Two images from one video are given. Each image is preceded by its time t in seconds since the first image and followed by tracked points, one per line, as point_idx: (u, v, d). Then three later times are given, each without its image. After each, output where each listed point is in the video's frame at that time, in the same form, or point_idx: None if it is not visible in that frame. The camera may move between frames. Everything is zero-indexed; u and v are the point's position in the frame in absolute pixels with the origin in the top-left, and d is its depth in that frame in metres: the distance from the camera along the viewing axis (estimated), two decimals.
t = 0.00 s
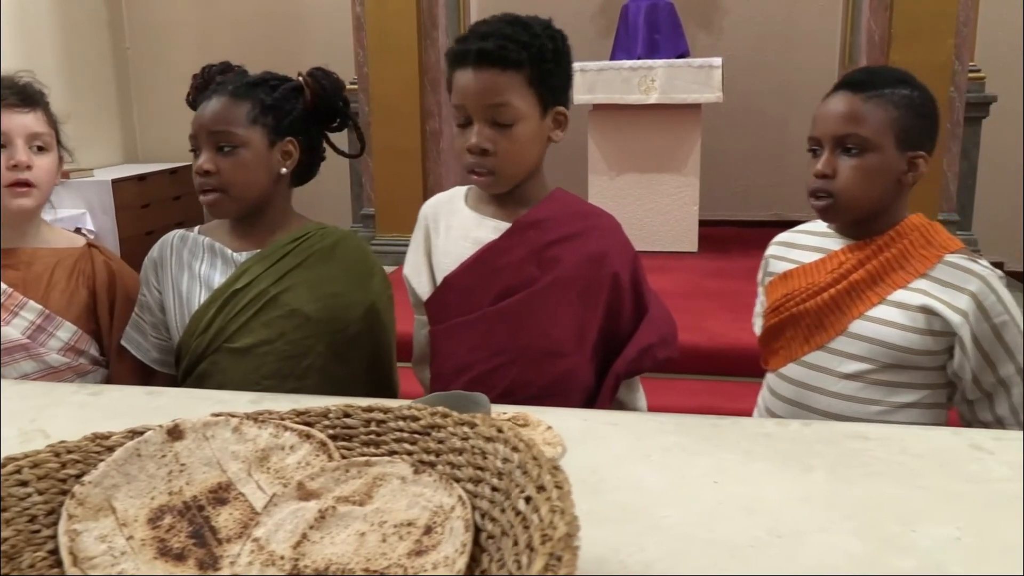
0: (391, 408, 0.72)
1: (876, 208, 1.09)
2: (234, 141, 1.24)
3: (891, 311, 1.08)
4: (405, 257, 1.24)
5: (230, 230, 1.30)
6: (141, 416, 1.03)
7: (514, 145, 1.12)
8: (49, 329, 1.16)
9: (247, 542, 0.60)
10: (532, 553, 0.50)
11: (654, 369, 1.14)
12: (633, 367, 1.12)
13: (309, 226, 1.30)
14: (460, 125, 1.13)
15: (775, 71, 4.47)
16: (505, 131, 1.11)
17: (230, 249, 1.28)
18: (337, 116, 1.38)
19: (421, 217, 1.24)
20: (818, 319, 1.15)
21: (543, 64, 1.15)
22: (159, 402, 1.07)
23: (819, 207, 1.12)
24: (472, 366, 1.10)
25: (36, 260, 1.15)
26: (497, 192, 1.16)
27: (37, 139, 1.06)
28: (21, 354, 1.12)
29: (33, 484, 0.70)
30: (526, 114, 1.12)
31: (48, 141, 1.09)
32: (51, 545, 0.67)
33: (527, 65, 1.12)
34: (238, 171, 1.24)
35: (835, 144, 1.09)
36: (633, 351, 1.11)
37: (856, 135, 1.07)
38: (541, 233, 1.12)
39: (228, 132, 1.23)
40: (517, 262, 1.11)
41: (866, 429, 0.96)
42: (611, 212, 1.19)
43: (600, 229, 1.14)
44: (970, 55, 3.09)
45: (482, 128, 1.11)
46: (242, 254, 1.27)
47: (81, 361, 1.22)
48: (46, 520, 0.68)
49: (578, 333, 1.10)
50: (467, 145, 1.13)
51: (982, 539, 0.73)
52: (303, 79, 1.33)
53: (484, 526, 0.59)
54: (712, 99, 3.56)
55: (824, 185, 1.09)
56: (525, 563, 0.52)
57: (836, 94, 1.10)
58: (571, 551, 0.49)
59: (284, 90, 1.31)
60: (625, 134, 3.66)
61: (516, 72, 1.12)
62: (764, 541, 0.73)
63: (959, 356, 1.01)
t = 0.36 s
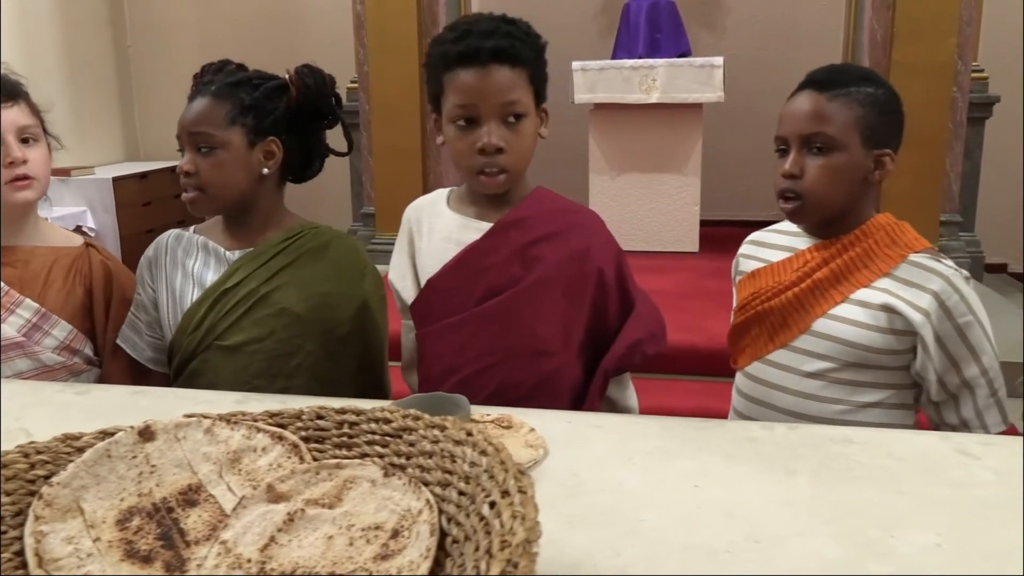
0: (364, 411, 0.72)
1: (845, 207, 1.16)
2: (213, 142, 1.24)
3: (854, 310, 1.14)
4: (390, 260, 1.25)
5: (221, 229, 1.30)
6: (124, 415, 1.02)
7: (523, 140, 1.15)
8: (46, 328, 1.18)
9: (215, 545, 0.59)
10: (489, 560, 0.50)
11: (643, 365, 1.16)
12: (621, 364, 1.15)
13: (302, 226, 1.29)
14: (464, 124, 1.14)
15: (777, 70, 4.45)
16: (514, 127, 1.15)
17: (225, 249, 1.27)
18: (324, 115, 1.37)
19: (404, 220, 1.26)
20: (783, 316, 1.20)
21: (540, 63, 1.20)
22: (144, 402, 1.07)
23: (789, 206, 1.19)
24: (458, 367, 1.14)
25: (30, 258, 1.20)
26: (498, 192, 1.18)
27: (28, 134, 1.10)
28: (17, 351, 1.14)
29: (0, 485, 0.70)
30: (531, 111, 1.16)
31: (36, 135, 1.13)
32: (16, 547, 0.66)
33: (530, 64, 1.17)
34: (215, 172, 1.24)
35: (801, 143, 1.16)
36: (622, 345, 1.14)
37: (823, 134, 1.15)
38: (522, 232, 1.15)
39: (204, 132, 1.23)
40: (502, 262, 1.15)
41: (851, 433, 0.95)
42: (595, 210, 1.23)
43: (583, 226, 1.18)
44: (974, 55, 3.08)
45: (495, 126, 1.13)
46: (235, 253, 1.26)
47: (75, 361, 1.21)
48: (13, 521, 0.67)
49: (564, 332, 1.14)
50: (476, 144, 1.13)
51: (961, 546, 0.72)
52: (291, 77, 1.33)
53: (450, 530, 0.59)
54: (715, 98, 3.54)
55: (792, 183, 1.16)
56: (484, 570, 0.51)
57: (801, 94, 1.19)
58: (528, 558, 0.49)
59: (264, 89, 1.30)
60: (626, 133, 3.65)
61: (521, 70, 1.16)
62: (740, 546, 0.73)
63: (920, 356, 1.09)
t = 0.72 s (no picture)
0: (344, 412, 0.73)
1: (838, 211, 1.18)
2: (202, 145, 1.24)
3: (841, 312, 1.16)
4: (395, 260, 1.31)
5: (216, 229, 1.30)
6: (114, 413, 1.02)
7: (474, 142, 1.14)
8: (41, 327, 1.17)
9: (191, 544, 0.59)
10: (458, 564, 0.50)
11: (637, 374, 1.15)
12: (611, 372, 1.13)
13: (298, 226, 1.28)
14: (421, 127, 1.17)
15: (782, 71, 4.44)
16: (464, 128, 1.13)
17: (223, 248, 1.27)
18: (315, 112, 1.35)
19: (409, 222, 1.31)
20: (770, 317, 1.22)
21: (504, 59, 1.16)
22: (135, 400, 1.07)
23: (782, 213, 1.20)
24: (445, 365, 1.15)
25: (27, 257, 1.20)
26: (465, 192, 1.18)
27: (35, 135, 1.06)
28: (13, 351, 1.14)
29: None
30: (484, 111, 1.14)
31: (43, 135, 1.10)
32: None
33: (484, 62, 1.14)
34: (203, 175, 1.24)
35: (792, 149, 1.17)
36: (611, 355, 1.13)
37: (814, 141, 1.16)
38: (515, 233, 1.17)
39: (190, 135, 1.24)
40: (492, 262, 1.16)
41: (842, 437, 0.94)
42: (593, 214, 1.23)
43: (576, 228, 1.19)
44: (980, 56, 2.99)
45: (440, 127, 1.14)
46: (232, 252, 1.26)
47: (72, 360, 1.21)
48: None
49: (552, 334, 1.15)
50: (430, 145, 1.15)
51: (949, 554, 0.72)
52: (281, 76, 1.31)
53: (424, 533, 0.59)
54: (718, 100, 3.53)
55: (784, 192, 1.17)
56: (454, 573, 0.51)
57: (787, 99, 1.20)
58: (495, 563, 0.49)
59: (252, 88, 1.29)
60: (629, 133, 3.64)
61: (473, 70, 1.14)
62: (725, 552, 0.72)
63: (908, 362, 1.11)
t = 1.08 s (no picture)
0: (321, 414, 0.73)
1: (824, 214, 1.18)
2: (204, 143, 1.23)
3: (825, 319, 1.16)
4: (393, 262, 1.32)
5: (207, 231, 1.31)
6: (102, 416, 1.02)
7: (449, 143, 1.14)
8: (30, 328, 1.17)
9: (162, 547, 0.60)
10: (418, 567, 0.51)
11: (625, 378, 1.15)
12: (603, 368, 1.13)
13: (289, 228, 1.29)
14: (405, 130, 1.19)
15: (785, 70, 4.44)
16: (438, 130, 1.14)
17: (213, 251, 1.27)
18: (310, 115, 1.37)
19: (406, 225, 1.32)
20: (760, 326, 1.23)
21: (475, 62, 1.15)
22: (125, 402, 1.07)
23: (765, 216, 1.19)
24: (431, 366, 1.16)
25: (15, 258, 1.19)
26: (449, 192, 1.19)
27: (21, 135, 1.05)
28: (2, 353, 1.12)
29: None
30: (457, 112, 1.14)
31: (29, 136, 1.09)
32: None
33: (454, 64, 1.14)
34: (206, 174, 1.23)
35: (773, 153, 1.17)
36: (596, 358, 1.13)
37: (796, 144, 1.15)
38: (503, 235, 1.17)
39: (195, 134, 1.23)
40: (479, 266, 1.16)
41: (829, 437, 0.94)
42: (583, 215, 1.23)
43: (565, 231, 1.19)
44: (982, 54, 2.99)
45: (416, 129, 1.16)
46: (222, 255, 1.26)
47: (61, 361, 1.21)
48: None
49: (538, 337, 1.15)
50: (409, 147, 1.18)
51: (929, 554, 0.71)
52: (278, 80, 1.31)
53: (392, 535, 0.60)
54: (721, 99, 3.52)
55: (766, 196, 1.17)
56: None
57: (767, 102, 1.19)
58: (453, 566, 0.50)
59: (255, 91, 1.30)
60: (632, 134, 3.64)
61: (444, 72, 1.14)
62: (704, 553, 0.72)
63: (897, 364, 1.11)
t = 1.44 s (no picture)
0: (294, 418, 0.73)
1: (808, 213, 1.19)
2: (210, 142, 1.23)
3: (811, 314, 1.17)
4: (378, 265, 1.33)
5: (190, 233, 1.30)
6: (81, 418, 1.02)
7: (433, 148, 1.15)
8: (12, 331, 1.14)
9: (133, 554, 0.61)
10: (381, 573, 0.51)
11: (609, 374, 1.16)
12: (582, 373, 1.14)
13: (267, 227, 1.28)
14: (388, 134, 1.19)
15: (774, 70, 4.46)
16: (422, 134, 1.14)
17: (190, 251, 1.27)
18: (291, 125, 1.40)
19: (390, 228, 1.33)
20: (745, 321, 1.23)
21: (458, 67, 1.15)
22: (105, 405, 1.06)
23: (750, 214, 1.20)
24: (417, 366, 1.16)
25: None
26: (434, 197, 1.19)
27: None
28: None
29: None
30: (440, 116, 1.14)
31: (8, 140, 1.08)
32: None
33: (438, 70, 1.15)
34: (212, 173, 1.23)
35: (761, 152, 1.18)
36: (583, 356, 1.14)
37: (783, 143, 1.16)
38: (488, 235, 1.17)
39: (202, 133, 1.23)
40: (464, 265, 1.16)
41: (807, 437, 0.94)
42: (567, 216, 1.24)
43: (549, 230, 1.20)
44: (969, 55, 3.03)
45: (400, 134, 1.16)
46: (200, 255, 1.27)
47: (43, 364, 1.20)
48: None
49: (525, 337, 1.14)
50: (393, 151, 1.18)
51: (900, 555, 0.72)
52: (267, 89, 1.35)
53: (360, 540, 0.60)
54: (710, 100, 3.52)
55: (752, 194, 1.18)
56: None
57: (756, 101, 1.20)
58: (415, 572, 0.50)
59: (252, 95, 1.32)
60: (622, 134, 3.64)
61: (428, 78, 1.15)
62: (677, 555, 0.72)
63: (884, 362, 1.11)
